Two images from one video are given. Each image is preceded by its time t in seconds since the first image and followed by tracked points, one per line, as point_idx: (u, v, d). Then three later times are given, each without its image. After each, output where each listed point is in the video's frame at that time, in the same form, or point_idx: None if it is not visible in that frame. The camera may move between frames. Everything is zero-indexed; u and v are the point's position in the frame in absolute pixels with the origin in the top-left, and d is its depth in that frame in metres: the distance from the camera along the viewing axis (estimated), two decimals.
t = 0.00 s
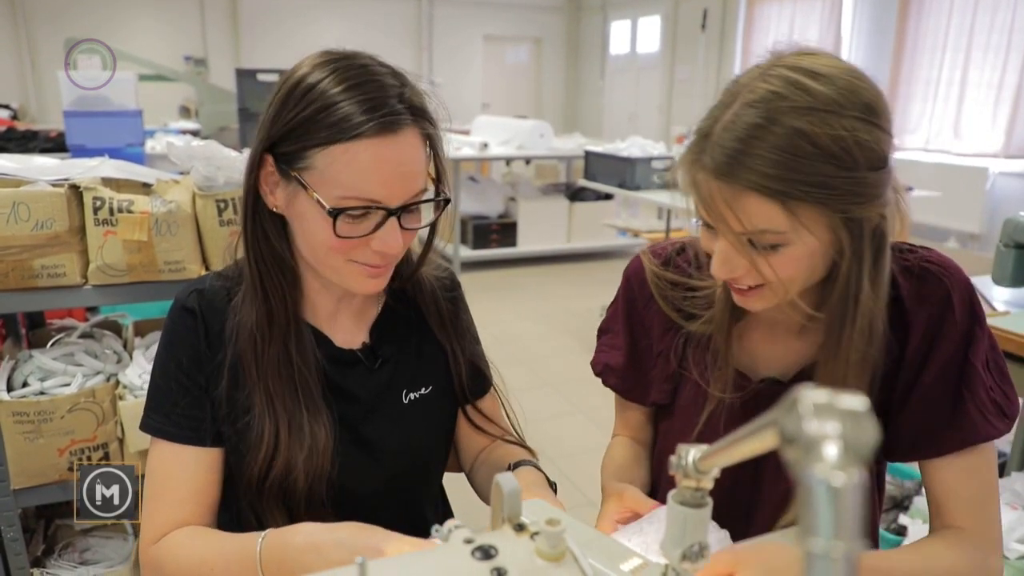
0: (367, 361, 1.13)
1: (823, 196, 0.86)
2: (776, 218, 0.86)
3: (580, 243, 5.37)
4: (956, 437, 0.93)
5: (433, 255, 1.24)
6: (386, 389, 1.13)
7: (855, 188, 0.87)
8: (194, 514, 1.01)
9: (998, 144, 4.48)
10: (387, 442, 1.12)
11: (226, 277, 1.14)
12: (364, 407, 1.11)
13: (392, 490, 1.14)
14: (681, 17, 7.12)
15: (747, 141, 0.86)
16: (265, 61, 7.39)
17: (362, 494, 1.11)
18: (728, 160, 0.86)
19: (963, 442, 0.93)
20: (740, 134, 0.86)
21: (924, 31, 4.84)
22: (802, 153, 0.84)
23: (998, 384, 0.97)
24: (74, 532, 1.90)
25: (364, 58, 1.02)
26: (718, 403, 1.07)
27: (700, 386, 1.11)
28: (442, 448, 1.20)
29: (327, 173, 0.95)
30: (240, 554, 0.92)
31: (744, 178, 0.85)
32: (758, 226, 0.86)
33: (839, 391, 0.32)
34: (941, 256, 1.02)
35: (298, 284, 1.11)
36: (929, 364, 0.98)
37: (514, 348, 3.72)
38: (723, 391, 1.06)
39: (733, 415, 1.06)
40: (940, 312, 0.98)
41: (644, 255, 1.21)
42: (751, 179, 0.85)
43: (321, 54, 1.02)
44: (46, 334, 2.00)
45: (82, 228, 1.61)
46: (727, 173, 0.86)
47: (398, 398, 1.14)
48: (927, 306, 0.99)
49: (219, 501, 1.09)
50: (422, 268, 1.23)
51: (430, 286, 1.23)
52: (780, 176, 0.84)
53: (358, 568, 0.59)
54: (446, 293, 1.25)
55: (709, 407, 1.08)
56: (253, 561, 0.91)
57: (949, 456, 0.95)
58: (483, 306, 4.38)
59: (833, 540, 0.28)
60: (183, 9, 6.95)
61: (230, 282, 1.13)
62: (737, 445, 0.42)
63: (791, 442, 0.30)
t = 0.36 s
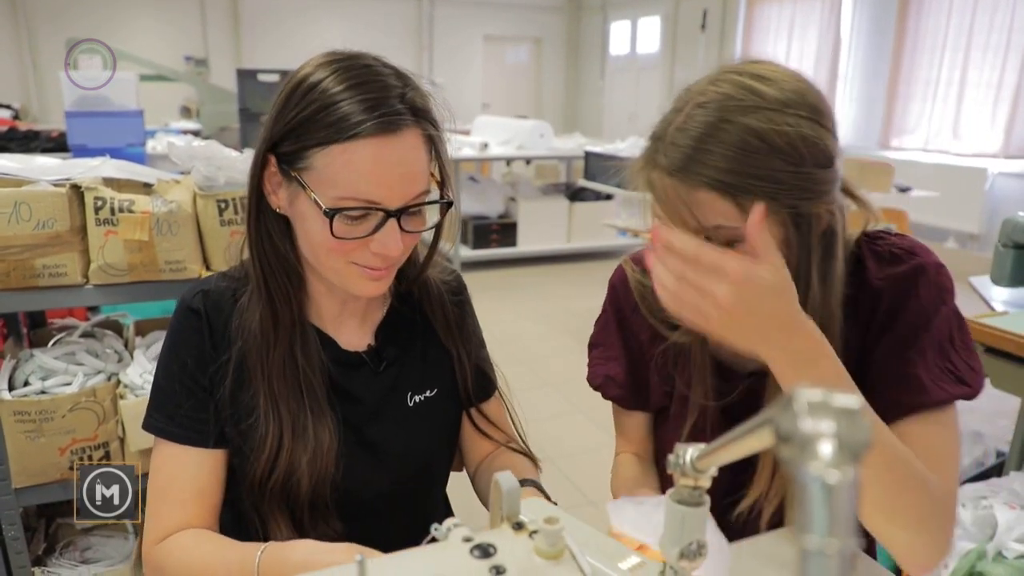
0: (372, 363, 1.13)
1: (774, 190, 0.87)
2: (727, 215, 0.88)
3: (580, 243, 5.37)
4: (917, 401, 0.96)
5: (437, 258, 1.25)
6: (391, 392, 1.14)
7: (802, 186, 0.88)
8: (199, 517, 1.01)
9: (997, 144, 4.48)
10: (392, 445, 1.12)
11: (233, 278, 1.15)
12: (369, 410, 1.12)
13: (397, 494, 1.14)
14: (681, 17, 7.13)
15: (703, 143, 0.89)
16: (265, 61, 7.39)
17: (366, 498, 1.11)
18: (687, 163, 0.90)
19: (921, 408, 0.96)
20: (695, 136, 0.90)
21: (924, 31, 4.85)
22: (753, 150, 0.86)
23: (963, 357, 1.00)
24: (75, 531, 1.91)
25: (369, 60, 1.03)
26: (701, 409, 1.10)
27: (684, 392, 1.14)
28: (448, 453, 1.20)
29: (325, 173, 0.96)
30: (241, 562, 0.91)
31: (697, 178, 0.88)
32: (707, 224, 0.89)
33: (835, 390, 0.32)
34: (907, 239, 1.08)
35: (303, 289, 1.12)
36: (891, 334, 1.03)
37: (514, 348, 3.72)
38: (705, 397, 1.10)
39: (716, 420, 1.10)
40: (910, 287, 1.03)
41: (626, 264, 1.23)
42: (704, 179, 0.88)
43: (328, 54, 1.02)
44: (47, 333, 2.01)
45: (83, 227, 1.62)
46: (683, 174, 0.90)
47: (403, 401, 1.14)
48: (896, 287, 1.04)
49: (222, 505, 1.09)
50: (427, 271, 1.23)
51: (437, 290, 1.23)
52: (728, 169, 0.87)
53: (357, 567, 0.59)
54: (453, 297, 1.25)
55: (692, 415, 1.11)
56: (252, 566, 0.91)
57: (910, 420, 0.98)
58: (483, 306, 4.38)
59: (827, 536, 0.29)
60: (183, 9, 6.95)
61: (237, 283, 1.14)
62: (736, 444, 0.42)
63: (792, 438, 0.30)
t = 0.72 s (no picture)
0: (373, 368, 1.13)
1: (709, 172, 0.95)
2: (669, 202, 0.95)
3: (580, 244, 5.38)
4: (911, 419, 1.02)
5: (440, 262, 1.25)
6: (391, 397, 1.14)
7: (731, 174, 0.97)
8: (202, 518, 1.02)
9: (995, 143, 4.49)
10: (391, 451, 1.12)
11: (233, 280, 1.16)
12: (369, 416, 1.12)
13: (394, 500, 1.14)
14: (680, 16, 7.13)
15: (647, 139, 0.96)
16: (265, 62, 7.40)
17: (363, 503, 1.11)
18: (630, 157, 0.96)
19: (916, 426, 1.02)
20: (640, 131, 0.98)
21: (922, 30, 4.85)
22: (690, 141, 0.96)
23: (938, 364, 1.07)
24: (76, 532, 1.91)
25: (373, 65, 1.03)
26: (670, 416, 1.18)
27: (654, 400, 1.20)
28: (449, 458, 1.20)
29: (327, 178, 0.96)
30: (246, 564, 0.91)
31: (641, 168, 0.95)
32: (650, 214, 0.96)
33: (820, 391, 0.32)
34: (869, 249, 1.12)
35: (305, 295, 1.12)
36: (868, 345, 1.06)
37: (515, 348, 3.73)
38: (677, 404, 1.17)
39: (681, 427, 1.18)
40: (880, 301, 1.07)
41: (599, 284, 1.29)
42: (647, 171, 0.95)
43: (329, 59, 1.03)
44: (47, 335, 2.01)
45: (83, 229, 1.62)
46: (625, 165, 0.96)
47: (403, 407, 1.15)
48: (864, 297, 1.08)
49: (223, 508, 1.10)
50: (428, 276, 1.24)
51: (439, 295, 1.23)
52: (670, 159, 0.95)
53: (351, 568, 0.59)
54: (455, 301, 1.25)
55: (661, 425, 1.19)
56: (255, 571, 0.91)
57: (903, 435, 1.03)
58: (483, 306, 4.39)
59: (813, 537, 0.29)
60: (184, 10, 6.96)
61: (238, 285, 1.15)
62: (726, 446, 0.42)
63: (780, 439, 0.30)
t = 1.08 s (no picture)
0: (372, 374, 1.13)
1: (684, 138, 1.05)
2: (645, 162, 1.03)
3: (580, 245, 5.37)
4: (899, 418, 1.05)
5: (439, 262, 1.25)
6: (389, 402, 1.14)
7: (702, 143, 1.06)
8: (216, 529, 1.02)
9: (995, 143, 4.49)
10: (390, 456, 1.12)
11: (231, 284, 1.16)
12: (367, 421, 1.12)
13: (394, 504, 1.15)
14: (680, 17, 7.13)
15: (627, 112, 1.06)
16: (266, 63, 7.40)
17: (363, 508, 1.12)
18: (611, 127, 1.05)
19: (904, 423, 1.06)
20: (617, 108, 1.07)
21: (922, 31, 4.85)
22: (663, 112, 1.06)
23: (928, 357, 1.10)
24: (75, 533, 1.91)
25: (369, 67, 1.03)
26: (647, 412, 1.19)
27: (629, 399, 1.21)
28: (447, 462, 1.21)
29: (325, 181, 0.96)
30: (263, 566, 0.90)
31: (621, 131, 1.04)
32: (631, 175, 1.03)
33: (806, 393, 0.33)
34: (846, 249, 1.15)
35: (303, 301, 1.12)
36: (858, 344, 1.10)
37: (515, 349, 3.74)
38: (652, 401, 1.18)
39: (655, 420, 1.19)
40: (858, 304, 1.10)
41: (581, 295, 1.31)
42: (626, 131, 1.04)
43: (323, 61, 1.03)
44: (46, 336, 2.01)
45: (82, 231, 1.62)
46: (606, 134, 1.05)
47: (402, 411, 1.15)
48: (839, 300, 1.11)
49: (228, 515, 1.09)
50: (426, 279, 1.23)
51: (435, 298, 1.22)
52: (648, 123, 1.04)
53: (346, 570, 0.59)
54: (455, 305, 1.26)
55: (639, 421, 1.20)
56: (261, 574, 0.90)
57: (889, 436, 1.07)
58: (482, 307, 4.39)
59: (798, 539, 0.29)
60: (183, 12, 6.97)
61: (237, 290, 1.15)
62: (715, 446, 0.43)
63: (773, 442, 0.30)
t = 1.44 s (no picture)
0: (368, 380, 1.13)
1: (705, 123, 1.09)
2: (683, 145, 1.06)
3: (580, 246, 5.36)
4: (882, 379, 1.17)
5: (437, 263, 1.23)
6: (386, 409, 1.14)
7: (717, 126, 1.10)
8: (212, 537, 1.02)
9: (996, 144, 4.49)
10: (387, 463, 1.12)
11: (227, 289, 1.16)
12: (363, 427, 1.12)
13: (391, 510, 1.15)
14: (680, 18, 7.13)
15: (647, 99, 1.07)
16: (265, 64, 7.40)
17: (361, 514, 1.12)
18: (640, 111, 1.06)
19: (888, 385, 1.17)
20: (635, 93, 1.08)
21: (923, 31, 4.85)
22: (676, 98, 1.07)
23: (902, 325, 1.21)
24: (73, 536, 1.91)
25: (366, 71, 1.02)
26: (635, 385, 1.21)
27: (618, 375, 1.22)
28: (443, 467, 1.20)
29: (322, 187, 0.96)
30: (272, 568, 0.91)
31: (661, 115, 1.06)
32: (669, 159, 1.06)
33: (795, 396, 0.32)
34: (828, 228, 1.24)
35: (299, 309, 1.12)
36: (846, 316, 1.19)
37: (515, 351, 3.73)
38: (640, 372, 1.20)
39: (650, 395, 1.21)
40: (843, 279, 1.20)
41: (581, 282, 1.30)
42: (660, 118, 1.06)
43: (316, 65, 1.02)
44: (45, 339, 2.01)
45: (80, 233, 1.62)
46: (644, 117, 1.06)
47: (399, 416, 1.15)
48: (827, 274, 1.21)
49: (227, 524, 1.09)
50: (422, 283, 1.22)
51: (431, 300, 1.22)
52: (677, 108, 1.07)
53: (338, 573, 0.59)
54: (453, 306, 1.25)
55: (626, 394, 1.21)
56: None
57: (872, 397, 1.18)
58: (483, 309, 4.39)
59: (786, 545, 0.29)
60: (183, 14, 6.97)
61: (233, 295, 1.15)
62: (710, 447, 0.42)
63: (765, 443, 0.30)
